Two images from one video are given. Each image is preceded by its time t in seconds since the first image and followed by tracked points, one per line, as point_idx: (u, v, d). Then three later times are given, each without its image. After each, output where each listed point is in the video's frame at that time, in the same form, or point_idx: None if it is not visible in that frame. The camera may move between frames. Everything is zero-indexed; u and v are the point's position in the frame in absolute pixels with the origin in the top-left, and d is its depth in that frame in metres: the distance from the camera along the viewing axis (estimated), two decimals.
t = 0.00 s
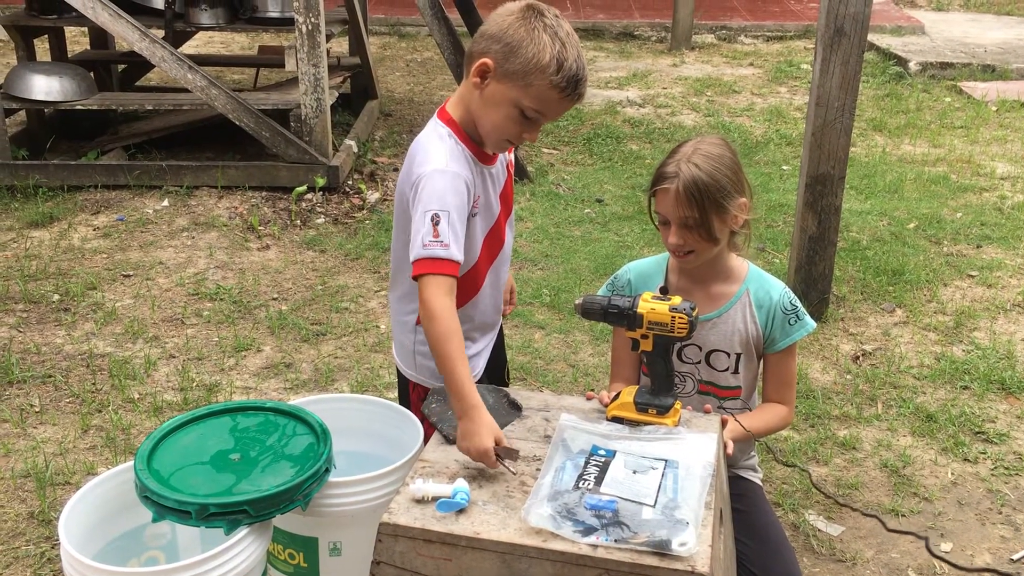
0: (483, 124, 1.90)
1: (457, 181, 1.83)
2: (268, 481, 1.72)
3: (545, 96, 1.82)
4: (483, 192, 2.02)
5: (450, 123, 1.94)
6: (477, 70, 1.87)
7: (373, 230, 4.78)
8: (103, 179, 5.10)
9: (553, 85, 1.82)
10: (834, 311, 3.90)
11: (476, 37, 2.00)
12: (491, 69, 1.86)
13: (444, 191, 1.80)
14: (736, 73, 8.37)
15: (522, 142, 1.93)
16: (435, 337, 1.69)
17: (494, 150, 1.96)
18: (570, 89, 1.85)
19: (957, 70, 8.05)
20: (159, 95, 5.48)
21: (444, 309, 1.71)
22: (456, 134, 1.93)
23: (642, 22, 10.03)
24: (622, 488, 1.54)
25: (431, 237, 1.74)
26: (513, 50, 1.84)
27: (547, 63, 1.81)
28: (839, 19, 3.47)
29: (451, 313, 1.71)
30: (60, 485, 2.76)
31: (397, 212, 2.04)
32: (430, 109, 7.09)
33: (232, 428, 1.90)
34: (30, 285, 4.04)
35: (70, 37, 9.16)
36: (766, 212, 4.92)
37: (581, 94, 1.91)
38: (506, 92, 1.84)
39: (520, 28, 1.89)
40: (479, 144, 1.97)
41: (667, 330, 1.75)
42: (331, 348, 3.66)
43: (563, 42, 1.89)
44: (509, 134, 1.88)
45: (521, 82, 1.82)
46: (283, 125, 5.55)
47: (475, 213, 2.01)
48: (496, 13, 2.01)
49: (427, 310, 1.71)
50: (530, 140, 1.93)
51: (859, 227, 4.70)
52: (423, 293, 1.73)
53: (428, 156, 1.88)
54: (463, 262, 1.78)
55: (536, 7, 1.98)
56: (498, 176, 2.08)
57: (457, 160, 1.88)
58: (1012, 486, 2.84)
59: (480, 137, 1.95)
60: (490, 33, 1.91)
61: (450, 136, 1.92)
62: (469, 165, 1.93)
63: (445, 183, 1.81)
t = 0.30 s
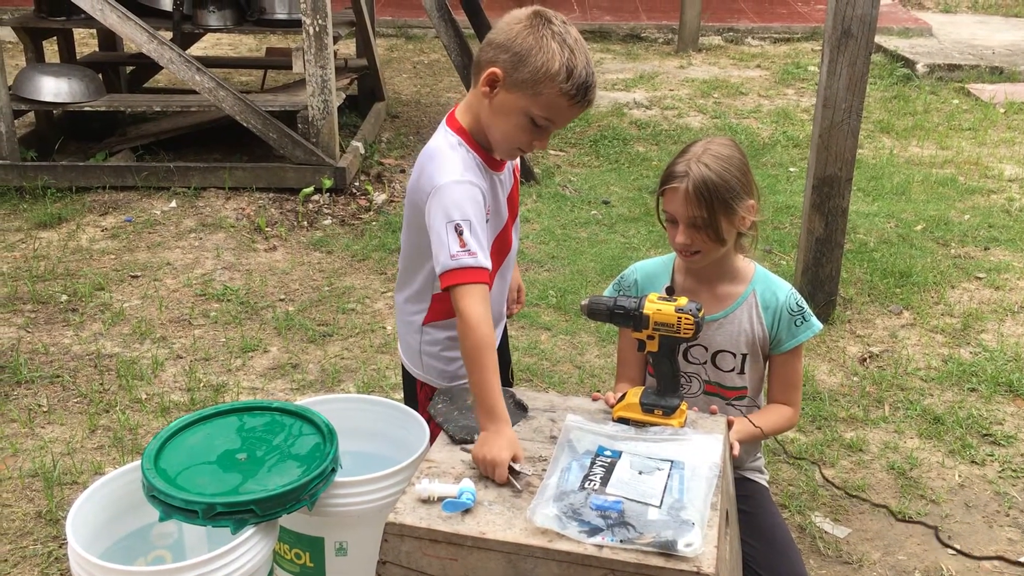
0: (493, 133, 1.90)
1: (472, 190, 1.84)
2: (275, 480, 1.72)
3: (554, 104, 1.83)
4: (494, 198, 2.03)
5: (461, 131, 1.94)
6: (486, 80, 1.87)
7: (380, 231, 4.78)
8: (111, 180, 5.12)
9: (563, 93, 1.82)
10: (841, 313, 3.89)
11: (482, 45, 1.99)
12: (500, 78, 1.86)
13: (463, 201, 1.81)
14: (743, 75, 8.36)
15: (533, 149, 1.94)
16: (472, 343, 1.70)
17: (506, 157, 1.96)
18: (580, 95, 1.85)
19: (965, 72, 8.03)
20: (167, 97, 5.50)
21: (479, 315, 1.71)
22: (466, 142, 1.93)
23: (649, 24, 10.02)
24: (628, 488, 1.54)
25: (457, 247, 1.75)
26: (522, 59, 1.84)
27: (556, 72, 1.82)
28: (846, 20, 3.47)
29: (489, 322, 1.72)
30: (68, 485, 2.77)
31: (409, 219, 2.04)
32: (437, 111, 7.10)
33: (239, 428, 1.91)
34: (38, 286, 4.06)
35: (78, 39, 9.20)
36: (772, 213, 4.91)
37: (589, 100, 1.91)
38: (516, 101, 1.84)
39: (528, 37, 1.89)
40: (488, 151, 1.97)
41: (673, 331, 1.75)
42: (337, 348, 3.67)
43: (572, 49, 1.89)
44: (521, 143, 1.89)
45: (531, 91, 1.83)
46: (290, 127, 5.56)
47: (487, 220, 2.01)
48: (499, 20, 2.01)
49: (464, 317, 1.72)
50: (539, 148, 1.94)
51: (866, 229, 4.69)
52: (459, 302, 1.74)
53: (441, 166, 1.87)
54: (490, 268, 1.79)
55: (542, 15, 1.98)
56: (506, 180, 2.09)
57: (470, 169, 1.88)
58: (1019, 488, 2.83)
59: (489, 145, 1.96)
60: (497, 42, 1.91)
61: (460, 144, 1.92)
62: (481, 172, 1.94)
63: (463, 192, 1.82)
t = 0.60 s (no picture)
0: (497, 132, 1.90)
1: (475, 187, 1.84)
2: (281, 479, 1.73)
3: (556, 106, 1.83)
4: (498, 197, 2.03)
5: (465, 129, 1.95)
6: (490, 79, 1.88)
7: (386, 231, 4.79)
8: (118, 180, 5.14)
9: (566, 94, 1.82)
10: (847, 314, 3.88)
11: (489, 44, 2.00)
12: (504, 78, 1.86)
13: (467, 198, 1.81)
14: (751, 76, 8.35)
15: (536, 150, 1.94)
16: (483, 340, 1.70)
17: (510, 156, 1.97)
18: (583, 99, 1.85)
19: (973, 73, 8.00)
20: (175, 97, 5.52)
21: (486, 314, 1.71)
22: (471, 141, 1.94)
23: (656, 25, 10.01)
24: (633, 489, 1.55)
25: (461, 243, 1.75)
26: (526, 59, 1.84)
27: (559, 73, 1.82)
28: (854, 21, 3.46)
29: (498, 317, 1.72)
30: (75, 483, 2.78)
31: (413, 216, 2.05)
32: (444, 111, 7.11)
33: (245, 427, 1.92)
34: (46, 284, 4.08)
35: (87, 39, 9.24)
36: (779, 215, 4.90)
37: (593, 103, 1.91)
38: (520, 101, 1.85)
39: (533, 38, 1.89)
40: (492, 149, 1.98)
41: (678, 331, 1.75)
42: (344, 348, 3.67)
43: (576, 51, 1.89)
44: (522, 142, 1.89)
45: (534, 92, 1.83)
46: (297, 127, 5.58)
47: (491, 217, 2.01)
48: (506, 21, 2.01)
49: (469, 314, 1.72)
50: (541, 148, 1.94)
51: (873, 230, 4.68)
52: (466, 297, 1.74)
53: (446, 163, 1.88)
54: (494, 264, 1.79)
55: (548, 17, 1.99)
56: (511, 180, 2.09)
57: (473, 167, 1.89)
58: None
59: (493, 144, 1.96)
60: (503, 42, 1.91)
61: (465, 142, 1.93)
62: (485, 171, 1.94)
63: (467, 189, 1.82)
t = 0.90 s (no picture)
0: (494, 124, 1.91)
1: (472, 180, 1.85)
2: (283, 477, 1.73)
3: (553, 97, 1.83)
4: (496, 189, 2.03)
5: (463, 122, 1.95)
6: (488, 71, 1.88)
7: (388, 230, 4.79)
8: (121, 177, 5.15)
9: (562, 86, 1.82)
10: (849, 313, 3.88)
11: (487, 37, 2.00)
12: (501, 70, 1.86)
13: (463, 191, 1.82)
14: (754, 74, 8.34)
15: (533, 142, 1.94)
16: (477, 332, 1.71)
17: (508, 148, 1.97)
18: (579, 89, 1.85)
19: (976, 73, 7.99)
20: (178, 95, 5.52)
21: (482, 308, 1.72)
22: (468, 134, 1.94)
23: (659, 23, 9.99)
24: (634, 487, 1.55)
25: (457, 236, 1.76)
26: (523, 51, 1.84)
27: (556, 65, 1.81)
28: (857, 20, 3.46)
29: (494, 310, 1.73)
30: (77, 480, 2.78)
31: (411, 210, 2.06)
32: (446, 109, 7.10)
33: (247, 425, 1.92)
34: (49, 282, 4.08)
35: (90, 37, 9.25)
36: (782, 214, 4.90)
37: (590, 94, 1.91)
38: (517, 93, 1.85)
39: (529, 30, 1.89)
40: (490, 142, 1.98)
41: (679, 330, 1.75)
42: (346, 346, 3.68)
43: (572, 43, 1.89)
44: (519, 134, 1.89)
45: (531, 84, 1.82)
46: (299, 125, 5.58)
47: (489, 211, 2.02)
48: (504, 12, 2.01)
49: (465, 306, 1.73)
50: (539, 141, 1.94)
51: (876, 229, 4.68)
52: (462, 289, 1.75)
53: (443, 156, 1.89)
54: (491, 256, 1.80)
55: (544, 9, 1.98)
56: (509, 173, 2.09)
57: (469, 160, 1.89)
58: None
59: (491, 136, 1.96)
60: (500, 35, 1.92)
61: (463, 136, 1.93)
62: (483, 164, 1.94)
63: (463, 182, 1.83)
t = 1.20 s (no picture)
0: (482, 119, 1.90)
1: (459, 176, 1.85)
2: (282, 474, 1.73)
3: (538, 92, 1.82)
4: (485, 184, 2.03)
5: (451, 117, 1.95)
6: (474, 66, 1.88)
7: (388, 227, 4.79)
8: (120, 174, 5.14)
9: (549, 80, 1.81)
10: (849, 310, 3.87)
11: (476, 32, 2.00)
12: (488, 64, 1.86)
13: (449, 186, 1.82)
14: (754, 71, 8.33)
15: (521, 137, 1.93)
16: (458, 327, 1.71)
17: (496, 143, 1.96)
18: (565, 85, 1.84)
19: (976, 69, 7.99)
20: (177, 92, 5.51)
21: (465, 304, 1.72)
22: (457, 129, 1.94)
23: (659, 20, 9.97)
24: (634, 484, 1.55)
25: (442, 231, 1.76)
26: (508, 45, 1.83)
27: (541, 59, 1.80)
28: (857, 17, 3.45)
29: (477, 306, 1.73)
30: (76, 478, 2.78)
31: (402, 206, 2.06)
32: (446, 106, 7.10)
33: (246, 422, 1.91)
34: (48, 279, 4.08)
35: (88, 34, 9.25)
36: (781, 210, 4.90)
37: (578, 89, 1.89)
38: (503, 88, 1.84)
39: (515, 24, 1.88)
40: (479, 137, 1.98)
41: (679, 327, 1.75)
42: (345, 343, 3.67)
43: (559, 38, 1.88)
44: (507, 130, 1.88)
45: (517, 78, 1.82)
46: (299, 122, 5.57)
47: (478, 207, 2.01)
48: (494, 7, 2.01)
49: (448, 301, 1.73)
50: (527, 136, 1.93)
51: (876, 226, 4.67)
52: (446, 285, 1.75)
53: (430, 151, 1.89)
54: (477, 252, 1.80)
55: (532, 3, 1.98)
56: (499, 168, 2.09)
57: (457, 155, 1.89)
58: None
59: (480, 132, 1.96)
60: (487, 29, 1.91)
61: (451, 131, 1.93)
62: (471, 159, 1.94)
63: (449, 178, 1.83)
